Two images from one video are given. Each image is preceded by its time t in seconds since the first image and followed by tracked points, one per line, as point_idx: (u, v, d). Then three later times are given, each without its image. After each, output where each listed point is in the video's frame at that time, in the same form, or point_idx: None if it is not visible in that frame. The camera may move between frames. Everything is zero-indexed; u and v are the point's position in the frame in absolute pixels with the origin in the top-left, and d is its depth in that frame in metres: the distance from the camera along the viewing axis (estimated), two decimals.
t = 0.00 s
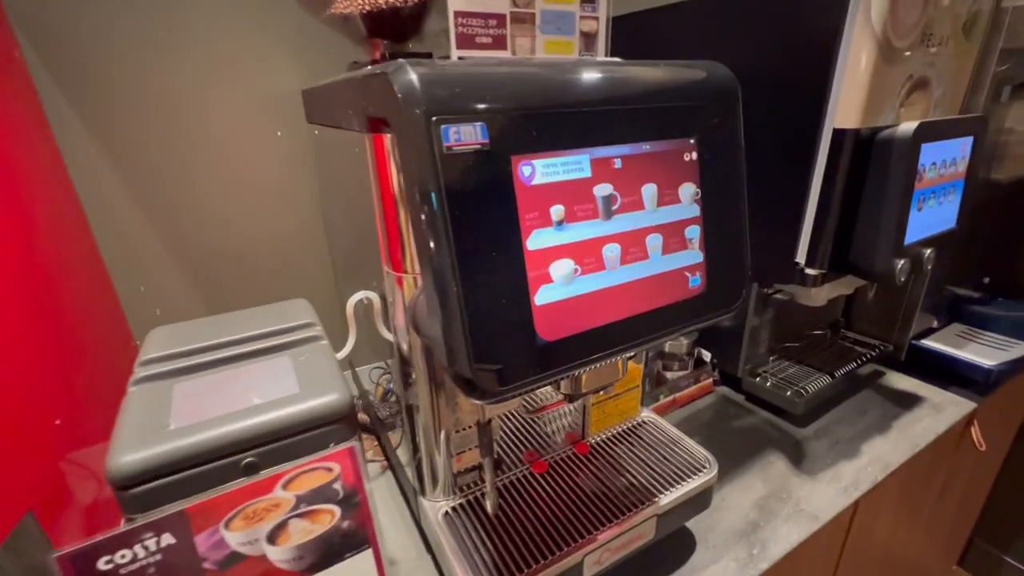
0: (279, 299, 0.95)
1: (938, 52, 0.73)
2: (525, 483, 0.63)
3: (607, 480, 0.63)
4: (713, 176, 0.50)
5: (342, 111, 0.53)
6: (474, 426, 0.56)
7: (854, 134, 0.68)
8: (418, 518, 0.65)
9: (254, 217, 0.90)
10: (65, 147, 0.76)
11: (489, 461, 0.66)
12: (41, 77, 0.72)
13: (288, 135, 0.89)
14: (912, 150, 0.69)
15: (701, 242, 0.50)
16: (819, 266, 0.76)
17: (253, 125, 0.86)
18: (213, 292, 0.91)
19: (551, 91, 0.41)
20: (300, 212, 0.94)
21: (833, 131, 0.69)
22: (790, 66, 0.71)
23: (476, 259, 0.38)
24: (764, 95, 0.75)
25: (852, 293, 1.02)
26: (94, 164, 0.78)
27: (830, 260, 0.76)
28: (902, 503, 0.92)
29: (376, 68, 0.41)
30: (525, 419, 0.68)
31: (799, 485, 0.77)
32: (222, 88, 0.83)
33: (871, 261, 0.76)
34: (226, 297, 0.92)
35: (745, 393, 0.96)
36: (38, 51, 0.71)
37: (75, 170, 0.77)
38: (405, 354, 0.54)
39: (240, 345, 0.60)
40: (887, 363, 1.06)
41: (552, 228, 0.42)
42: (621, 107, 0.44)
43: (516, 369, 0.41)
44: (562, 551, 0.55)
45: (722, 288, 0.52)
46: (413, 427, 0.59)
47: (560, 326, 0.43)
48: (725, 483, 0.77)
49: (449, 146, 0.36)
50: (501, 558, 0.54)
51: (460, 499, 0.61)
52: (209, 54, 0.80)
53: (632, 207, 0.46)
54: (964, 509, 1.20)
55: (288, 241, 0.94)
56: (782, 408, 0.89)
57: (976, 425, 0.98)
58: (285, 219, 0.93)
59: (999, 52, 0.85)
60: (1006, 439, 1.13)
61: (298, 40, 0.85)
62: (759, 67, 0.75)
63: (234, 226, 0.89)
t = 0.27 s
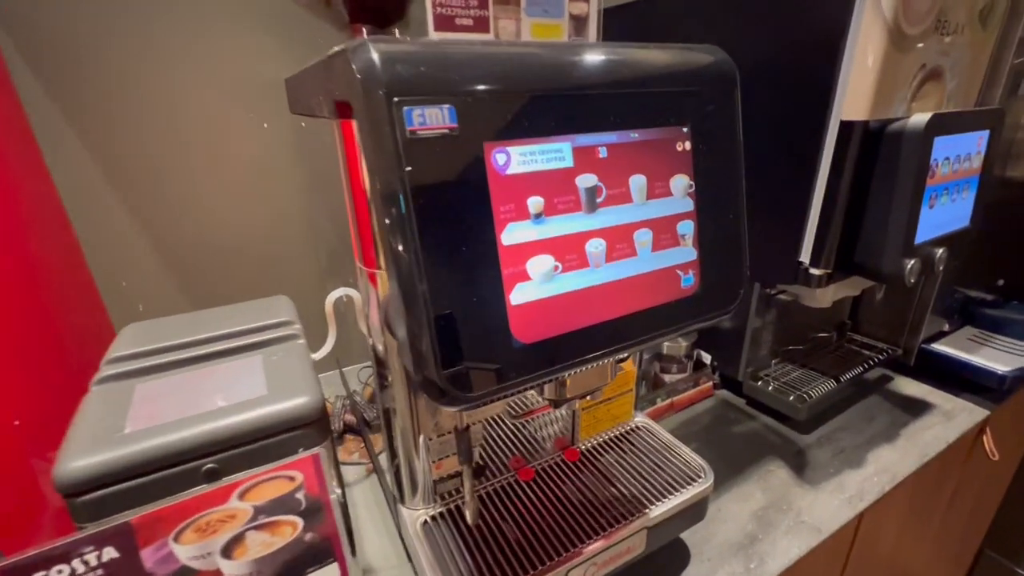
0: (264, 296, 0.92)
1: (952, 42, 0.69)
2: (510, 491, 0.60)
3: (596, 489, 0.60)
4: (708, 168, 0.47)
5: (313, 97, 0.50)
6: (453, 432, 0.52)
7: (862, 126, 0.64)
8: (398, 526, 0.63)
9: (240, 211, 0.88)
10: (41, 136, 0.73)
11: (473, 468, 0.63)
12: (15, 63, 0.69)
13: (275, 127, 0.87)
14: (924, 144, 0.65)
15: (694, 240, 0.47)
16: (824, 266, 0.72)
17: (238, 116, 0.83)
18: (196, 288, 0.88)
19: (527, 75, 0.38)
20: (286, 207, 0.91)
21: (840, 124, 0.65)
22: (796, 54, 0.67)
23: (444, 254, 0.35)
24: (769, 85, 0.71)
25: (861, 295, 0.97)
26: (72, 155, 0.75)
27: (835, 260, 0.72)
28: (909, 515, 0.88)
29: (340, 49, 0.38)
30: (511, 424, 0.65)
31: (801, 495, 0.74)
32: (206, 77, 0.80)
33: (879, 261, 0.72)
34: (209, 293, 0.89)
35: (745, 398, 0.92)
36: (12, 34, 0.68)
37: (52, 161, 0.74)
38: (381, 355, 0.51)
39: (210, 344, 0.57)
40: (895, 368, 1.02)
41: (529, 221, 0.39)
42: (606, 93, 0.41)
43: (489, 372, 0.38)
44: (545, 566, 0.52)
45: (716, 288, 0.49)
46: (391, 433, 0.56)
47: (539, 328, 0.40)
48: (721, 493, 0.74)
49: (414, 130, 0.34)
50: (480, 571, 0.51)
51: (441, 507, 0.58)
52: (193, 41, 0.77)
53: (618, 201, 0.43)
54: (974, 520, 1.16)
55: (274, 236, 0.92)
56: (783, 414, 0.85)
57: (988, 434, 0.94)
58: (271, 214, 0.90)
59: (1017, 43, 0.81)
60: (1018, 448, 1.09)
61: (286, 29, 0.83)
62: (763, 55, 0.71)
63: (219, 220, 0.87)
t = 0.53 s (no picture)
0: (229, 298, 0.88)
1: (919, 39, 0.70)
2: (487, 495, 0.58)
3: (575, 490, 0.59)
4: (684, 162, 0.46)
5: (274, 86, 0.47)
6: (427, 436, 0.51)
7: (835, 122, 0.64)
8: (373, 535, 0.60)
9: (203, 208, 0.84)
10: None
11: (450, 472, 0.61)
12: None
13: (237, 120, 0.83)
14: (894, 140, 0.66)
15: (672, 235, 0.46)
16: (798, 261, 0.72)
17: (198, 109, 0.79)
18: (156, 290, 0.84)
19: (497, 64, 0.36)
20: (251, 204, 0.87)
21: (813, 119, 0.65)
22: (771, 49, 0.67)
23: (413, 252, 0.34)
24: (746, 80, 0.70)
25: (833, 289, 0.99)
26: (14, 148, 0.70)
27: (809, 255, 0.73)
28: (880, 504, 0.89)
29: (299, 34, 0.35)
30: (488, 425, 0.63)
31: (778, 489, 0.74)
32: (163, 67, 0.75)
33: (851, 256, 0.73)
34: (169, 295, 0.85)
35: (723, 393, 0.93)
36: None
37: None
38: (350, 358, 0.49)
39: (168, 348, 0.54)
40: (866, 360, 1.04)
41: (503, 217, 0.37)
42: (581, 83, 0.39)
43: (462, 376, 0.36)
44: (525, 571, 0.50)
45: (694, 284, 0.48)
46: (363, 439, 0.53)
47: (514, 329, 0.38)
48: (700, 488, 0.74)
49: (378, 120, 0.32)
50: None
51: (417, 515, 0.56)
52: (147, 29, 0.73)
53: (595, 196, 0.42)
54: (940, 506, 1.20)
55: (239, 235, 0.88)
56: (759, 408, 0.86)
57: (954, 423, 0.97)
58: (235, 212, 0.86)
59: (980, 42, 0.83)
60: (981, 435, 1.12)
61: (249, 17, 0.79)
62: (738, 50, 0.70)
63: (180, 218, 0.82)
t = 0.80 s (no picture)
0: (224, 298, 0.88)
1: (909, 38, 0.71)
2: (483, 492, 0.59)
3: (571, 486, 0.59)
4: (677, 160, 0.46)
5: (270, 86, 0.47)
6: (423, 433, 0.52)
7: (826, 121, 0.65)
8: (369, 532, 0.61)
9: (198, 208, 0.84)
10: None
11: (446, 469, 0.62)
12: None
13: (232, 120, 0.83)
14: (884, 138, 0.66)
15: (665, 232, 0.47)
16: (791, 258, 0.73)
17: (193, 109, 0.79)
18: (151, 290, 0.84)
19: (491, 63, 0.36)
20: (246, 204, 0.87)
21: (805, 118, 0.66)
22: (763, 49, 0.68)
23: (408, 249, 0.34)
24: (739, 79, 0.71)
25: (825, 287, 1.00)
26: (8, 149, 0.70)
27: (801, 252, 0.74)
28: (873, 499, 0.90)
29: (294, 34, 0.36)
30: (484, 423, 0.64)
31: (771, 485, 0.75)
32: (158, 67, 0.75)
33: (843, 254, 0.74)
34: (165, 296, 0.85)
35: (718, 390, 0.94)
36: None
37: None
38: (346, 355, 0.49)
39: (163, 347, 0.54)
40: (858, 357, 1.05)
41: (497, 213, 0.38)
42: (574, 81, 0.40)
43: (458, 374, 0.36)
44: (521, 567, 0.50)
45: (687, 280, 0.48)
46: (359, 437, 0.54)
47: (509, 325, 0.39)
48: (694, 485, 0.74)
49: (373, 118, 0.32)
50: None
51: (413, 512, 0.56)
52: (141, 28, 0.73)
53: (589, 193, 0.42)
54: (932, 501, 1.21)
55: (234, 235, 0.88)
56: (753, 405, 0.87)
57: (945, 419, 0.98)
58: (230, 211, 0.86)
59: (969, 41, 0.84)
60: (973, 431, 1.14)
61: (243, 16, 0.79)
62: (731, 50, 0.71)
63: (176, 218, 0.82)
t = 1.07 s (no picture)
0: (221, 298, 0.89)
1: (900, 39, 0.72)
2: (480, 490, 0.59)
3: (568, 484, 0.60)
4: (671, 159, 0.47)
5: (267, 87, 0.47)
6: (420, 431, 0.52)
7: (820, 121, 0.66)
8: (367, 531, 0.61)
9: (195, 209, 0.84)
10: None
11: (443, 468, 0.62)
12: None
13: (229, 120, 0.83)
14: (877, 138, 0.67)
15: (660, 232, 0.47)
16: (785, 258, 0.73)
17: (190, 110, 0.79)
18: (148, 291, 0.84)
19: (486, 64, 0.37)
20: (243, 205, 0.87)
21: (799, 118, 0.66)
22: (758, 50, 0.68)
23: (405, 249, 0.34)
24: (733, 80, 0.72)
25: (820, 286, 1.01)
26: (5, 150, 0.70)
27: (796, 251, 0.74)
28: (867, 497, 0.91)
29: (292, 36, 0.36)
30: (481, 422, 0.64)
31: (767, 483, 0.75)
32: (155, 67, 0.75)
33: (836, 253, 0.74)
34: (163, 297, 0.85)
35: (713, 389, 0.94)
36: None
37: None
38: (343, 354, 0.50)
39: (162, 347, 0.54)
40: (852, 356, 1.06)
41: (493, 212, 0.38)
42: (569, 81, 0.40)
43: (454, 373, 0.37)
44: (518, 564, 0.51)
45: (681, 279, 0.49)
46: (356, 436, 0.54)
47: (504, 324, 0.39)
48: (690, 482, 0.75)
49: (370, 118, 0.33)
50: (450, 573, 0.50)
51: (410, 510, 0.56)
52: (138, 29, 0.73)
53: (584, 192, 0.43)
54: (927, 498, 1.21)
55: (231, 236, 0.88)
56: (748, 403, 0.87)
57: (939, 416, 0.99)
58: (227, 212, 0.86)
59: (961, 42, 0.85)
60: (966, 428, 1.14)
61: (240, 18, 0.79)
62: (725, 51, 0.71)
63: (173, 218, 0.82)
